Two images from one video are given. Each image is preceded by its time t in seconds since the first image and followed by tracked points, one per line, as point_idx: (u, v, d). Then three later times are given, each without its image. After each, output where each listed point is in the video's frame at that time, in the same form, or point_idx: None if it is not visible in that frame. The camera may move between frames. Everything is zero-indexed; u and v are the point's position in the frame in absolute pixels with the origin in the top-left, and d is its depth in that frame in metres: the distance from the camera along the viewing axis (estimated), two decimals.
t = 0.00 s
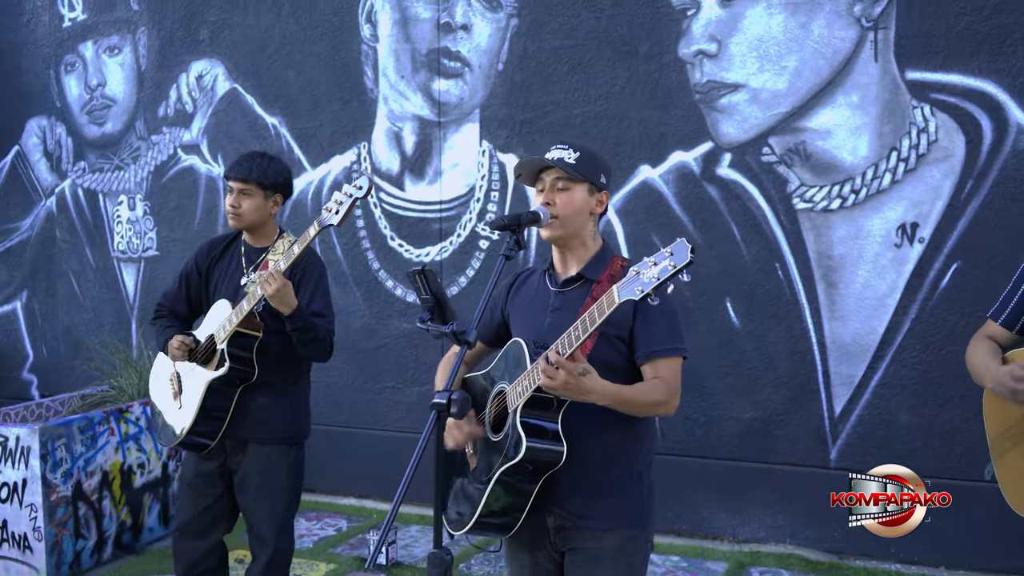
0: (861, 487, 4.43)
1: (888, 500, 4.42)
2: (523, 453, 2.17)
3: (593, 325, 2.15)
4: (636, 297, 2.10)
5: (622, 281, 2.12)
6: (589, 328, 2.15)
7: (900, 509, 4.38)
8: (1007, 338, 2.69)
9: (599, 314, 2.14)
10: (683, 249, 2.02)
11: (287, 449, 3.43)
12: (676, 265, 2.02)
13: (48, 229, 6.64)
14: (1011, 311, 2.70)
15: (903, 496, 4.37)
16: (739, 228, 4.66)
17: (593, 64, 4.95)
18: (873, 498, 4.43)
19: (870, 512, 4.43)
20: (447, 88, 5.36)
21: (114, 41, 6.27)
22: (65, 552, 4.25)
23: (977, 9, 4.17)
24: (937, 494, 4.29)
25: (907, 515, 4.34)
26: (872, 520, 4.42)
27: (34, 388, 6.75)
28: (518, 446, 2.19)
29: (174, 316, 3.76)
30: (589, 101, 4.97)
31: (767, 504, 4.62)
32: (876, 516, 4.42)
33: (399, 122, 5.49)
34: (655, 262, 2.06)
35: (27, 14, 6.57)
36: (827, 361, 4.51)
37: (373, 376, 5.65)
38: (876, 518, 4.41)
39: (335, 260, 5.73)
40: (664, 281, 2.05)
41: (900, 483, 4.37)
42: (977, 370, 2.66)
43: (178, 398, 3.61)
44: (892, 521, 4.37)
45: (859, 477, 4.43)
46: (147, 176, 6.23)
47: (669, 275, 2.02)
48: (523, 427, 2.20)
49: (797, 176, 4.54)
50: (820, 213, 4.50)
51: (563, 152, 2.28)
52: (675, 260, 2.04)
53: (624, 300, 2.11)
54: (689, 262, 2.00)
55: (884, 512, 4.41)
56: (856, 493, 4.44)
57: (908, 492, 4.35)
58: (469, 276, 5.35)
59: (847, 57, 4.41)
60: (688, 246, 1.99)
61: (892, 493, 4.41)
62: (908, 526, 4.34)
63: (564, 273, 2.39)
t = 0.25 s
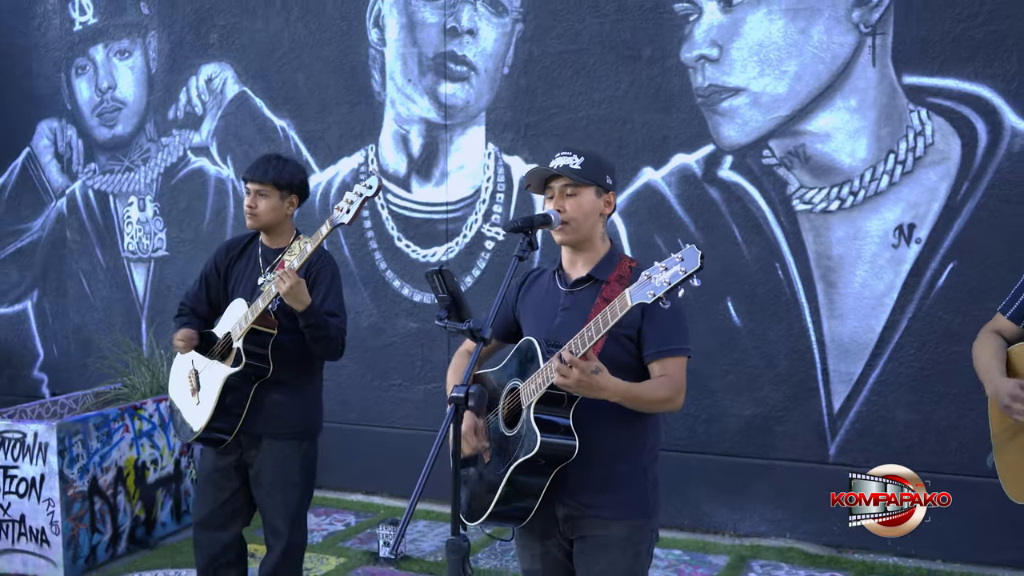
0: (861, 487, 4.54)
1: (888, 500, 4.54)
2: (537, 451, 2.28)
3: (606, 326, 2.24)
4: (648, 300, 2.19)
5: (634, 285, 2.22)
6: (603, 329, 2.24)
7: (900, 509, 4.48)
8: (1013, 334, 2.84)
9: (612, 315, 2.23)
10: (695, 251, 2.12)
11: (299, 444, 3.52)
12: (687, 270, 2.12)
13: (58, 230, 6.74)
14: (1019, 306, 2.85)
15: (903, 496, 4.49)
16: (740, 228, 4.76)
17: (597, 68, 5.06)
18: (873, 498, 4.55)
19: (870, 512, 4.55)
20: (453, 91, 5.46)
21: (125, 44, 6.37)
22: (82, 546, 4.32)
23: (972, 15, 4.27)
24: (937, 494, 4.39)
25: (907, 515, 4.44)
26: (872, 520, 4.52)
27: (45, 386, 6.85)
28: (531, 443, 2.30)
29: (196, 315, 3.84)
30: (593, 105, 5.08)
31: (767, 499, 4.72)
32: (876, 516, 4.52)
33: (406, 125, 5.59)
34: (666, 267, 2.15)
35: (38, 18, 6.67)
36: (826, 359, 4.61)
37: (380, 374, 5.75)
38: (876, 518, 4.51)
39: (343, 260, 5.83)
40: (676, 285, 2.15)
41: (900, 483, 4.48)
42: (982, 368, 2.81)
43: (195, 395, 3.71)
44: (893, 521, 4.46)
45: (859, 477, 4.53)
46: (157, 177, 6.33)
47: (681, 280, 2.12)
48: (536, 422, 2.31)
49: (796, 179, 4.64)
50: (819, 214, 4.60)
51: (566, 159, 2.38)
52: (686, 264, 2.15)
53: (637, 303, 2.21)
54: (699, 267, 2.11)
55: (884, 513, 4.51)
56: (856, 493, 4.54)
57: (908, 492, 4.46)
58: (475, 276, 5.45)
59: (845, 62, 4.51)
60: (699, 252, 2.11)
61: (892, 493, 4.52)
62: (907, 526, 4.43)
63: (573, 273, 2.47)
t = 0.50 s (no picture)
0: (861, 487, 4.62)
1: (888, 500, 4.58)
2: (541, 441, 2.34)
3: (610, 323, 2.31)
4: (651, 299, 2.27)
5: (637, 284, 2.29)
6: (606, 326, 2.31)
7: (900, 509, 4.55)
8: (1018, 324, 2.89)
9: (616, 313, 2.31)
10: (696, 252, 2.22)
11: (305, 438, 3.61)
12: (689, 269, 2.21)
13: (64, 230, 6.81)
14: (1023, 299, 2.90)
15: (903, 496, 4.54)
16: (737, 228, 4.86)
17: (596, 71, 5.15)
18: (873, 498, 4.61)
19: (870, 513, 4.61)
20: (455, 93, 5.55)
21: (130, 47, 6.45)
22: (91, 540, 4.35)
23: (964, 20, 4.36)
24: (937, 494, 4.48)
25: (907, 515, 4.53)
26: (872, 520, 4.61)
27: (50, 385, 6.92)
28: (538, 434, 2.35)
29: (201, 312, 3.94)
30: (593, 107, 5.17)
31: (764, 493, 4.81)
32: (876, 516, 4.60)
33: (408, 126, 5.68)
34: (669, 266, 2.24)
35: (44, 21, 6.75)
36: (822, 356, 4.71)
37: (382, 372, 5.84)
38: (876, 518, 4.60)
39: (346, 260, 5.91)
40: (678, 284, 2.24)
41: (901, 483, 4.56)
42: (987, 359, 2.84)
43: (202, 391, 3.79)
44: (892, 520, 4.56)
45: (859, 477, 4.62)
46: (162, 178, 6.41)
47: (683, 278, 2.21)
48: (541, 415, 2.36)
49: (792, 179, 4.73)
50: (814, 214, 4.70)
51: (572, 161, 2.46)
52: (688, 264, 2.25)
53: (640, 301, 2.28)
54: (701, 267, 2.20)
55: (884, 513, 4.58)
56: (856, 493, 4.62)
57: (908, 492, 4.53)
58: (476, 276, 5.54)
59: (840, 66, 4.60)
60: (700, 251, 2.20)
61: (892, 493, 4.57)
62: (907, 526, 4.53)
63: (575, 271, 2.56)
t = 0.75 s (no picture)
0: (861, 487, 4.72)
1: (887, 500, 4.73)
2: (541, 431, 2.44)
3: (608, 321, 2.43)
4: (647, 298, 2.39)
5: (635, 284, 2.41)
6: (605, 323, 2.43)
7: (900, 509, 4.65)
8: (1018, 317, 2.93)
9: (614, 312, 2.42)
10: (692, 256, 2.33)
11: (300, 430, 3.71)
12: (684, 270, 2.33)
13: (66, 229, 6.90)
14: None
15: (903, 496, 4.67)
16: (729, 228, 4.97)
17: (592, 74, 5.26)
18: (874, 498, 4.75)
19: (870, 513, 4.73)
20: (453, 96, 5.66)
21: (132, 49, 6.54)
22: (98, 533, 4.44)
23: (950, 26, 4.49)
24: (937, 494, 4.57)
25: (907, 515, 4.61)
26: (872, 520, 4.69)
27: (52, 382, 7.00)
28: (536, 425, 2.46)
29: (195, 310, 4.02)
30: (588, 109, 5.28)
31: (756, 487, 4.93)
32: (876, 516, 4.70)
33: (407, 128, 5.79)
34: (665, 267, 2.35)
35: (46, 23, 6.83)
36: (812, 353, 4.82)
37: (382, 369, 5.94)
38: (876, 518, 4.68)
39: (346, 259, 6.01)
40: (674, 284, 2.35)
41: (900, 483, 4.67)
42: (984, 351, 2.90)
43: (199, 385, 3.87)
44: (893, 521, 4.62)
45: (859, 477, 4.71)
46: (164, 178, 6.50)
47: (678, 279, 2.32)
48: (540, 408, 2.47)
49: (783, 181, 4.85)
50: (804, 215, 4.82)
51: (572, 163, 2.58)
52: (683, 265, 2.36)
53: (637, 300, 2.40)
54: (696, 269, 2.31)
55: (885, 513, 4.69)
56: (856, 493, 4.73)
57: (908, 492, 4.64)
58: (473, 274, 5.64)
59: (830, 70, 4.72)
60: (695, 253, 2.32)
61: (892, 493, 4.71)
62: (907, 526, 4.60)
63: (573, 270, 2.67)
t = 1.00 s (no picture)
0: (861, 487, 4.78)
1: (887, 500, 4.78)
2: (540, 425, 2.54)
3: (605, 321, 2.51)
4: (643, 300, 2.45)
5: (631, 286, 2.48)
6: (602, 322, 2.51)
7: (900, 509, 4.71)
8: (1015, 314, 3.07)
9: (610, 311, 2.50)
10: (687, 259, 2.41)
11: (289, 425, 3.80)
12: (679, 273, 2.39)
13: (68, 229, 6.97)
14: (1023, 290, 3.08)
15: (903, 496, 4.72)
16: (722, 228, 5.07)
17: (588, 77, 5.35)
18: (873, 498, 4.80)
19: (870, 512, 4.79)
20: (452, 98, 5.75)
21: (134, 51, 6.62)
22: (104, 528, 4.51)
23: (939, 30, 4.58)
24: (937, 494, 4.64)
25: (907, 516, 4.67)
26: (872, 520, 4.76)
27: (54, 381, 7.08)
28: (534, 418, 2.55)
29: (184, 310, 4.07)
30: (585, 111, 5.37)
31: (749, 482, 5.03)
32: (876, 515, 4.76)
33: (406, 130, 5.87)
34: (660, 270, 2.42)
35: (48, 26, 6.90)
36: (804, 351, 4.92)
37: (381, 367, 6.03)
38: (876, 518, 4.74)
39: (345, 259, 6.09)
40: (670, 286, 2.42)
41: (900, 483, 4.73)
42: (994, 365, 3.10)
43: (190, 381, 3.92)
44: (892, 521, 4.68)
45: (859, 477, 4.78)
46: (166, 179, 6.58)
47: (673, 282, 2.39)
48: (540, 403, 2.56)
49: (775, 182, 4.95)
50: (796, 215, 4.92)
51: (570, 165, 2.66)
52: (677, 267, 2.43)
53: (633, 301, 2.47)
54: (689, 272, 2.39)
55: (884, 513, 4.74)
56: (856, 493, 4.79)
57: (908, 492, 4.70)
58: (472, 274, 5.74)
59: (821, 73, 4.82)
60: (689, 257, 2.39)
61: (892, 493, 4.76)
62: (907, 526, 4.66)
63: (572, 269, 2.76)
